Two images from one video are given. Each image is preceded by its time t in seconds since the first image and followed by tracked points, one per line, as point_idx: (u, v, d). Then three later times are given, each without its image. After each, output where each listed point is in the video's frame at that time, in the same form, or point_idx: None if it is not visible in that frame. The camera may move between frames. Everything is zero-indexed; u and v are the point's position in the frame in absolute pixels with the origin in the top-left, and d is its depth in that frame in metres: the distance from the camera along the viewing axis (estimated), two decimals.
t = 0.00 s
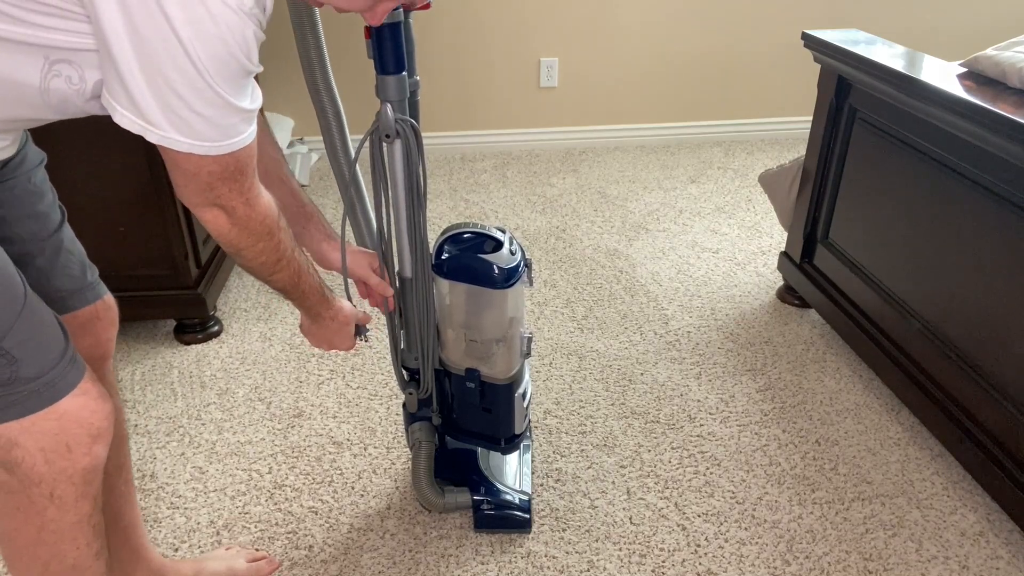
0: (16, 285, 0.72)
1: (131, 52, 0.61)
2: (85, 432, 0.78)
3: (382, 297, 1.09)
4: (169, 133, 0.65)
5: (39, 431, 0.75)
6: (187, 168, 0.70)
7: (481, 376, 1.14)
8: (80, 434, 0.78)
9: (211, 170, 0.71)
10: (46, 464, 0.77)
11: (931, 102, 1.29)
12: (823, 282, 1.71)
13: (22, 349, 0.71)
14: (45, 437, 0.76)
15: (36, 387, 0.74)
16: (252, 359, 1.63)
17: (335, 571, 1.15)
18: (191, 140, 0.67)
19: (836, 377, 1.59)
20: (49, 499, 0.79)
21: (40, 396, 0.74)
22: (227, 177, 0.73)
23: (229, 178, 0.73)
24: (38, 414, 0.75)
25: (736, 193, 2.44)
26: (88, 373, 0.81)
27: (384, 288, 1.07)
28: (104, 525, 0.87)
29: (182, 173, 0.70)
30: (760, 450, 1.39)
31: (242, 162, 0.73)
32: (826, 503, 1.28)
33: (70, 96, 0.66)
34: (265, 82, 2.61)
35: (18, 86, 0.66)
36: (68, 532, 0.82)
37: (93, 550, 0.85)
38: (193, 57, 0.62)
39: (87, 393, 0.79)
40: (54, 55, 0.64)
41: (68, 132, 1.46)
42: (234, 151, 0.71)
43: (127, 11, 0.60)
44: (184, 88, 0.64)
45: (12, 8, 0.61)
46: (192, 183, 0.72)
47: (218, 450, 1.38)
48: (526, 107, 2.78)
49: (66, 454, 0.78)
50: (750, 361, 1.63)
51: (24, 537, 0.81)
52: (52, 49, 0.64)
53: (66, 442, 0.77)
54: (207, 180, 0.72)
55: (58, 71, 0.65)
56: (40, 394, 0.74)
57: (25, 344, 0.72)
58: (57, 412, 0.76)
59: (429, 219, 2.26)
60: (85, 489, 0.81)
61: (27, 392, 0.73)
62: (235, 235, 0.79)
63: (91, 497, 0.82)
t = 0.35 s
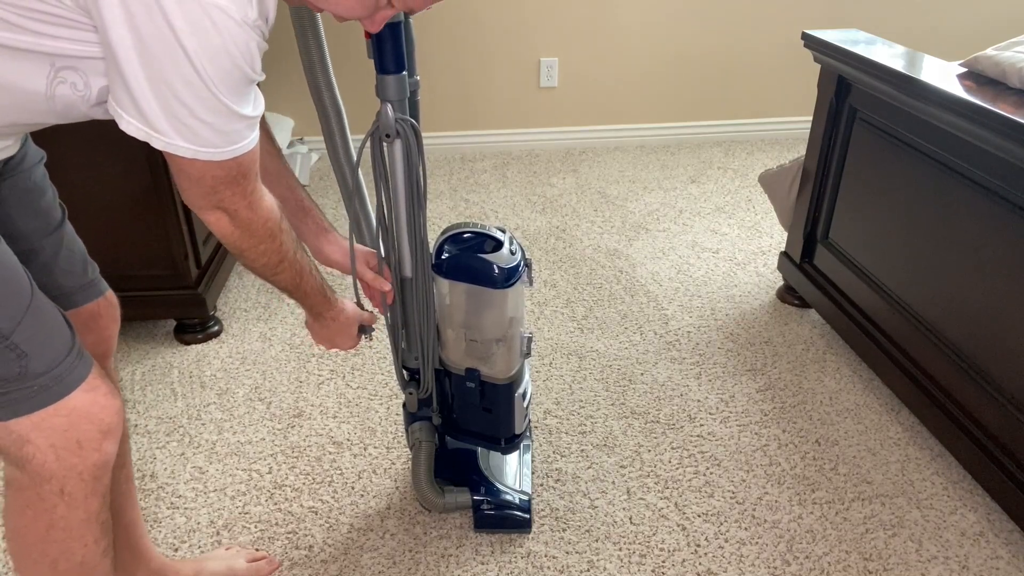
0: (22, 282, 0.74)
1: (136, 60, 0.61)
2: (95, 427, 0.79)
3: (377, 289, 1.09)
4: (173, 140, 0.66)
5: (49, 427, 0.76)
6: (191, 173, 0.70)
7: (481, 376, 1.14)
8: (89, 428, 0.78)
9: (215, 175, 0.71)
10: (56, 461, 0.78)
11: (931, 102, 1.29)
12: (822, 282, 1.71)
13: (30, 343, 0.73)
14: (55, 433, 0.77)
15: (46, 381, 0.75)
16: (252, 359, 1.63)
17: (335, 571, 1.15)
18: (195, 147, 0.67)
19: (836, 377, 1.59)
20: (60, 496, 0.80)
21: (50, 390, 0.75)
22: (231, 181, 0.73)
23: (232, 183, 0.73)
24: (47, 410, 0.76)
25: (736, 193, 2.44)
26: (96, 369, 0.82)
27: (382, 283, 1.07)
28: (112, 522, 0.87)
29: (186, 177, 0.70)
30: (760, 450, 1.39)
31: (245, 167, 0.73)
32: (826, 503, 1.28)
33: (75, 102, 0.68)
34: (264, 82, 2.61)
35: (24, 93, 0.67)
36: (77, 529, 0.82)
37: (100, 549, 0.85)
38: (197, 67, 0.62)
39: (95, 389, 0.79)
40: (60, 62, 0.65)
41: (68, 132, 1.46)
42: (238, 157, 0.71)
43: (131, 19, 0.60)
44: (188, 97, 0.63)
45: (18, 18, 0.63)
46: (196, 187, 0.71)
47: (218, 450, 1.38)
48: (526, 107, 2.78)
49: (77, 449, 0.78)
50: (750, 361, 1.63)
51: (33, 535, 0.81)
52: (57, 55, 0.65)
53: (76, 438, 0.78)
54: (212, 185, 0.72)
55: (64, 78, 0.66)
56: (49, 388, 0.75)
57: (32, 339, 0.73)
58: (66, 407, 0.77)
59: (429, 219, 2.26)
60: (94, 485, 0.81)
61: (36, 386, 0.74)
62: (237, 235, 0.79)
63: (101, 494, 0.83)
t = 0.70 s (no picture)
0: (31, 279, 0.76)
1: (143, 68, 0.62)
2: (106, 422, 0.80)
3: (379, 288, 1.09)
4: (181, 147, 0.66)
5: (60, 421, 0.77)
6: (200, 178, 0.70)
7: (480, 376, 1.14)
8: (101, 423, 0.80)
9: (224, 180, 0.71)
10: (68, 456, 0.79)
11: (931, 102, 1.29)
12: (822, 282, 1.71)
13: (40, 338, 0.74)
14: (66, 428, 0.78)
15: (56, 375, 0.76)
16: (253, 359, 1.63)
17: (335, 571, 1.15)
18: (202, 154, 0.67)
19: (836, 377, 1.59)
20: (70, 491, 0.81)
21: (59, 384, 0.76)
22: (240, 185, 0.73)
23: (241, 187, 0.73)
24: (58, 404, 0.77)
25: (736, 193, 2.44)
26: (104, 364, 0.83)
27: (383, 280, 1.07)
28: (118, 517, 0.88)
29: (195, 182, 0.70)
30: (760, 450, 1.39)
31: (253, 170, 0.73)
32: (825, 503, 1.28)
33: (81, 108, 0.69)
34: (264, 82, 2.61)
35: (31, 99, 0.68)
36: (86, 525, 0.83)
37: (107, 544, 0.86)
38: (202, 77, 0.62)
39: (103, 384, 0.80)
40: (65, 69, 0.66)
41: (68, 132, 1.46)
42: (246, 162, 0.71)
43: (137, 28, 0.60)
44: (194, 106, 0.64)
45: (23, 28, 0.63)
46: (206, 191, 0.71)
47: (218, 449, 1.38)
48: (526, 107, 2.78)
49: (89, 444, 0.79)
50: (750, 361, 1.63)
51: (41, 531, 0.82)
52: (63, 63, 0.66)
53: (88, 433, 0.79)
54: (221, 189, 0.72)
55: (70, 85, 0.67)
56: (59, 382, 0.76)
57: (41, 333, 0.74)
58: (76, 402, 0.78)
59: (429, 219, 2.26)
60: (104, 480, 0.82)
61: (47, 380, 0.76)
62: (248, 237, 0.79)
63: (110, 489, 0.84)
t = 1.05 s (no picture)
0: (39, 278, 0.76)
1: (147, 74, 0.62)
2: (114, 420, 0.80)
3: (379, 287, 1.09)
4: (185, 153, 0.66)
5: (69, 420, 0.78)
6: (201, 186, 0.70)
7: (480, 376, 1.14)
8: (109, 421, 0.80)
9: (225, 187, 0.71)
10: (76, 454, 0.79)
11: (931, 102, 1.29)
12: (822, 282, 1.71)
13: (48, 336, 0.75)
14: (73, 426, 0.78)
15: (63, 373, 0.76)
16: (253, 359, 1.63)
17: (335, 571, 1.15)
18: (205, 160, 0.67)
19: (836, 377, 1.59)
20: (77, 490, 0.81)
21: (67, 383, 0.77)
22: (241, 193, 0.73)
23: (242, 194, 0.73)
24: (66, 402, 0.77)
25: (736, 193, 2.44)
26: (113, 363, 0.83)
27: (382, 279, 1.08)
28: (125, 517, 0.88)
29: (196, 190, 0.70)
30: (760, 450, 1.39)
31: (254, 178, 0.73)
32: (826, 503, 1.28)
33: (87, 112, 0.69)
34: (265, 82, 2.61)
35: (36, 103, 0.68)
36: (92, 524, 0.83)
37: (113, 544, 0.85)
38: (206, 85, 0.62)
39: (111, 382, 0.81)
40: (72, 73, 0.66)
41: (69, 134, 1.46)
42: (248, 168, 0.71)
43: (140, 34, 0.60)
44: (198, 112, 0.64)
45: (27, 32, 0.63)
46: (208, 199, 0.72)
47: (217, 449, 1.38)
48: (526, 107, 2.78)
49: (97, 443, 0.79)
50: (750, 361, 1.63)
51: (48, 529, 0.82)
52: (70, 67, 0.66)
53: (96, 431, 0.79)
54: (222, 196, 0.72)
55: (76, 88, 0.67)
56: (66, 380, 0.77)
57: (50, 332, 0.75)
58: (84, 400, 0.78)
59: (429, 219, 2.26)
60: (111, 479, 0.82)
61: (55, 377, 0.76)
62: (251, 243, 0.79)
63: (117, 489, 0.84)
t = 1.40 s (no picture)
0: (52, 278, 0.76)
1: (160, 84, 0.62)
2: (131, 420, 0.80)
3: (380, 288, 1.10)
4: (197, 162, 0.66)
5: (87, 420, 0.78)
6: (212, 194, 0.70)
7: (479, 375, 1.14)
8: (126, 421, 0.80)
9: (236, 197, 0.71)
10: (94, 454, 0.79)
11: (932, 103, 1.29)
12: (822, 282, 1.71)
13: (64, 336, 0.75)
14: (92, 426, 0.78)
15: (80, 373, 0.76)
16: (253, 359, 1.63)
17: (335, 571, 1.15)
18: (218, 169, 0.67)
19: (836, 377, 1.59)
20: (94, 489, 0.81)
21: (83, 383, 0.77)
22: (251, 202, 0.73)
23: (252, 203, 0.73)
24: (83, 402, 0.77)
25: (736, 193, 2.44)
26: (128, 363, 0.83)
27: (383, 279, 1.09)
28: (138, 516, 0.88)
29: (207, 198, 0.71)
30: (760, 450, 1.39)
31: (264, 186, 0.73)
32: (825, 503, 1.28)
33: (97, 119, 0.69)
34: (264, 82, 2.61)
35: (45, 112, 0.68)
36: (107, 523, 0.83)
37: (126, 543, 0.85)
38: (219, 96, 0.62)
39: (128, 382, 0.81)
40: (82, 81, 0.67)
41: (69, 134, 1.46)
42: (257, 177, 0.71)
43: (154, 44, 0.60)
44: (210, 122, 0.64)
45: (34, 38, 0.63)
46: (219, 209, 0.72)
47: (218, 449, 1.38)
48: (526, 107, 2.78)
49: (114, 442, 0.80)
50: (750, 361, 1.63)
51: (63, 528, 0.82)
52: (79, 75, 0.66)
53: (113, 431, 0.79)
54: (233, 206, 0.72)
55: (86, 96, 0.67)
56: (83, 380, 0.77)
57: (65, 332, 0.75)
58: (102, 399, 0.78)
59: (429, 219, 2.26)
60: (127, 479, 0.83)
61: (71, 378, 0.76)
62: (261, 249, 0.80)
63: (132, 489, 0.84)
